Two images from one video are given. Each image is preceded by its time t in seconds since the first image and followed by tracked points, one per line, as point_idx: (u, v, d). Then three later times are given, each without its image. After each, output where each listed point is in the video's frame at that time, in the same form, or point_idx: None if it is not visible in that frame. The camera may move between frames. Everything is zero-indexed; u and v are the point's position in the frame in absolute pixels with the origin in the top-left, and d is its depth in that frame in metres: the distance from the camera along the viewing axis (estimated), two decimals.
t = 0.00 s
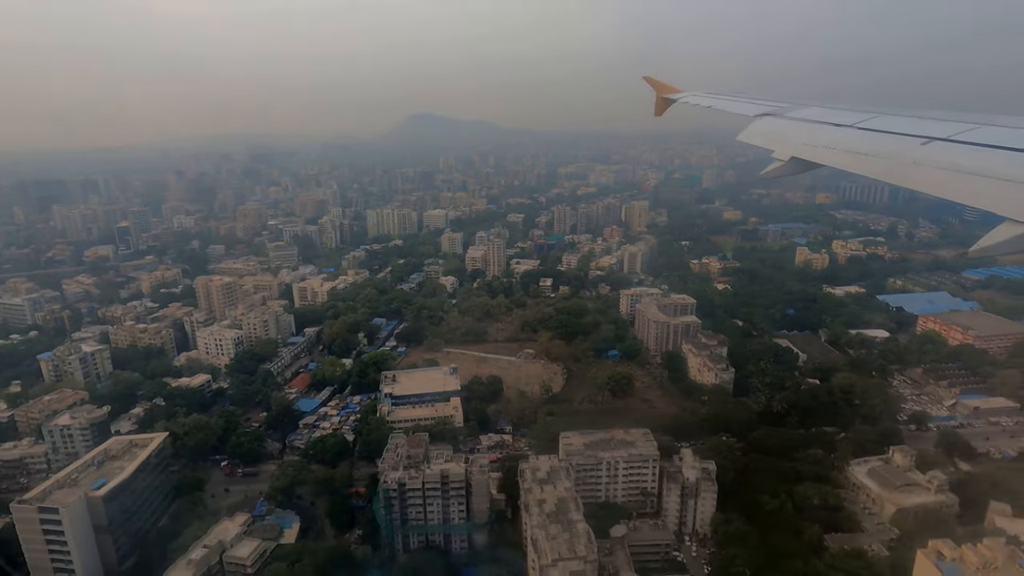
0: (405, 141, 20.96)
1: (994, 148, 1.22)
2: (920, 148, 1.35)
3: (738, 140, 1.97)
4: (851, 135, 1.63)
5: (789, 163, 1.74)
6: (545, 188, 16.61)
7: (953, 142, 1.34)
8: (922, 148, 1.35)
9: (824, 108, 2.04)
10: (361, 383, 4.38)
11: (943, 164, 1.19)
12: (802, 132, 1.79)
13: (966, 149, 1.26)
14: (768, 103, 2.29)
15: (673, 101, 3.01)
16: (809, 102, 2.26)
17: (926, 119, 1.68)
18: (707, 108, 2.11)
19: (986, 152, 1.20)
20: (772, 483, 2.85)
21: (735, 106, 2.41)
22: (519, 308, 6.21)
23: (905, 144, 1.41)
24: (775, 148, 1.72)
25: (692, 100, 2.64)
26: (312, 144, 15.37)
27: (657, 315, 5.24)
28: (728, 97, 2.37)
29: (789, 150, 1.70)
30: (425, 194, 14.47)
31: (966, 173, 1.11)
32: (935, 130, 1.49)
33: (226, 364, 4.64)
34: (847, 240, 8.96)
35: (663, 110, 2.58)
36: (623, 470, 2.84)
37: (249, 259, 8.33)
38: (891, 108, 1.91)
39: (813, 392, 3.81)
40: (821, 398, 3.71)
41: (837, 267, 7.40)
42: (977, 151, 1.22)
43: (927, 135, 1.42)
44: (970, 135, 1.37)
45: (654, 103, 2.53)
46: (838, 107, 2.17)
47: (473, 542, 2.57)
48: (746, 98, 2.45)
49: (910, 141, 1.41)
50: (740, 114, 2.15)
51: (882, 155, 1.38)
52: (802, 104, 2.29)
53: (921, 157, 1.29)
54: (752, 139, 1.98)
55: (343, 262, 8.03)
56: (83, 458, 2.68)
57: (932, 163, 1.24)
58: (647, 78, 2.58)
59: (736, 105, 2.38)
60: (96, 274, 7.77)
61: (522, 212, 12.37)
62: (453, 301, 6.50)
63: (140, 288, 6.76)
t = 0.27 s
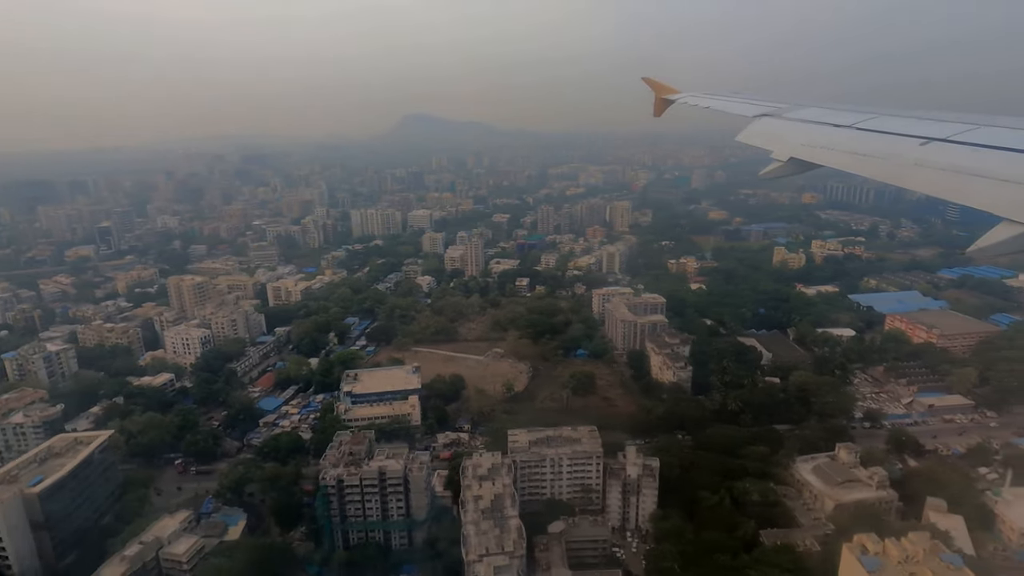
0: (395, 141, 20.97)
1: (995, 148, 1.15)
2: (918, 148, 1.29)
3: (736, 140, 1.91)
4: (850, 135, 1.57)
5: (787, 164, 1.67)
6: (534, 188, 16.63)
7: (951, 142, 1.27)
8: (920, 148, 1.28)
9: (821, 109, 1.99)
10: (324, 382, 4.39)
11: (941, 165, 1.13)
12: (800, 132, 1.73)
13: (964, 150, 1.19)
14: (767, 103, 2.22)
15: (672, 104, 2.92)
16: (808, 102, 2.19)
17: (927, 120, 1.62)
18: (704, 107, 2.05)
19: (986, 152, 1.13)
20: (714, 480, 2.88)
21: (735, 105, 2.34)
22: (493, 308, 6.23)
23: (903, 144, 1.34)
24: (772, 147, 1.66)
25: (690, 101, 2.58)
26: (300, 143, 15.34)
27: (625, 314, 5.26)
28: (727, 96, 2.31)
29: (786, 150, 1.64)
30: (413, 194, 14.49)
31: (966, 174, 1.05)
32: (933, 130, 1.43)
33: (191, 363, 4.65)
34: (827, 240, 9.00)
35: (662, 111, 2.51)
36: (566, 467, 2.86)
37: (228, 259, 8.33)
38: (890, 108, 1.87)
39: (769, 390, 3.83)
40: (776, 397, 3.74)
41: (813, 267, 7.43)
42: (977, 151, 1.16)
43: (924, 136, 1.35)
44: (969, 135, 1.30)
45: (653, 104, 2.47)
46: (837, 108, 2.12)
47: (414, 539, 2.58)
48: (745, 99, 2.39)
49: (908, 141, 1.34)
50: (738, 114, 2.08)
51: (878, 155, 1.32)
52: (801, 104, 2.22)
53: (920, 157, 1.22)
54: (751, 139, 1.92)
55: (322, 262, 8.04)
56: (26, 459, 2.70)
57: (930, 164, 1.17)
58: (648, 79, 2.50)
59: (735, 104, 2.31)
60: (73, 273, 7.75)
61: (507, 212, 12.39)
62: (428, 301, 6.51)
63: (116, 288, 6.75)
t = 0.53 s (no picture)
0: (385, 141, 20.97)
1: (993, 148, 1.12)
2: (914, 147, 1.24)
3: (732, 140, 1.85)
4: (849, 134, 1.52)
5: (784, 164, 1.62)
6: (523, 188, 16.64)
7: (949, 142, 1.23)
8: (919, 148, 1.24)
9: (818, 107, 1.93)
10: (287, 380, 4.40)
11: (936, 164, 1.09)
12: (798, 131, 1.67)
13: (961, 149, 1.16)
14: (765, 103, 2.17)
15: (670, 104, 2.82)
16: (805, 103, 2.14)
17: (927, 120, 1.57)
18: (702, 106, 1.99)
19: (985, 152, 1.10)
20: (657, 476, 2.90)
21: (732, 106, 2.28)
22: (467, 307, 6.24)
23: (900, 143, 1.30)
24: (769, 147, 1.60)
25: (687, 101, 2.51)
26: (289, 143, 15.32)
27: (594, 313, 5.28)
28: (724, 96, 2.25)
29: (784, 149, 1.58)
30: (400, 194, 14.49)
31: (964, 173, 1.01)
32: (931, 130, 1.39)
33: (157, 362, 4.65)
34: (807, 240, 9.03)
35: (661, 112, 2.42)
36: (511, 463, 2.87)
37: (207, 259, 8.31)
38: (890, 108, 1.83)
39: (726, 387, 3.86)
40: (732, 394, 3.76)
41: (789, 266, 7.46)
42: (975, 150, 1.12)
43: (922, 135, 1.31)
44: (967, 135, 1.26)
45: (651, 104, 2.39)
46: (836, 107, 2.07)
47: (354, 535, 2.60)
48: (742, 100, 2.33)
49: (907, 141, 1.30)
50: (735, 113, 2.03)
51: (874, 154, 1.28)
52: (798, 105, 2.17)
53: (916, 156, 1.18)
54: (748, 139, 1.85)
55: (301, 262, 8.04)
56: None
57: (926, 163, 1.14)
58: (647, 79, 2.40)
59: (731, 105, 2.25)
60: (51, 273, 7.73)
61: (493, 212, 12.40)
62: (402, 300, 6.51)
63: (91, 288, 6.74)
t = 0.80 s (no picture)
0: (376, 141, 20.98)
1: (991, 148, 1.13)
2: (913, 147, 1.25)
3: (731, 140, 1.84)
4: (846, 135, 1.52)
5: (783, 163, 1.61)
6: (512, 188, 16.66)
7: (946, 142, 1.24)
8: (917, 148, 1.25)
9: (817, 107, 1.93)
10: (250, 379, 4.42)
11: (933, 164, 1.10)
12: (797, 131, 1.66)
13: (958, 150, 1.17)
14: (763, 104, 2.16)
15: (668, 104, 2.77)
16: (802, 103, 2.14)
17: (922, 121, 1.58)
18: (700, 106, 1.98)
19: (981, 153, 1.11)
20: (601, 474, 2.93)
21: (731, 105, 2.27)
22: (440, 307, 6.25)
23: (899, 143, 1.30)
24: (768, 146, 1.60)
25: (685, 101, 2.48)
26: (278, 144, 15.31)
27: (562, 312, 5.30)
28: (722, 96, 2.24)
29: (782, 150, 1.57)
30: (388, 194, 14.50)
31: (961, 173, 1.02)
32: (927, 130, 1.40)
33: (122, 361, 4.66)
34: (787, 240, 9.07)
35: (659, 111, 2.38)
36: (456, 461, 2.89)
37: (186, 259, 8.31)
38: (888, 109, 1.83)
39: (683, 385, 3.88)
40: (688, 393, 3.79)
41: (765, 266, 7.49)
42: (971, 151, 1.13)
43: (921, 135, 1.32)
44: (964, 136, 1.27)
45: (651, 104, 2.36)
46: (833, 107, 2.06)
47: (295, 532, 2.63)
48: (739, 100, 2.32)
49: (905, 141, 1.31)
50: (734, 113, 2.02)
51: (873, 153, 1.28)
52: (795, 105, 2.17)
53: (915, 156, 1.19)
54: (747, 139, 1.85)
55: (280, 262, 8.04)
56: None
57: (922, 163, 1.14)
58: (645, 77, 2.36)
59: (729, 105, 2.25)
60: (29, 272, 7.73)
61: (478, 213, 12.42)
62: (377, 300, 6.52)
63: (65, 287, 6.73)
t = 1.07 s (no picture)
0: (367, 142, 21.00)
1: (990, 148, 1.09)
2: (910, 148, 1.21)
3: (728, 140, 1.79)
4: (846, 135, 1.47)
5: (782, 164, 1.56)
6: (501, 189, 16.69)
7: (945, 143, 1.20)
8: (917, 148, 1.21)
9: (818, 106, 1.89)
10: (215, 379, 4.44)
11: (932, 164, 1.06)
12: (797, 131, 1.61)
13: (957, 150, 1.12)
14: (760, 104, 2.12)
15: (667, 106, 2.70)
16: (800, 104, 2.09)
17: (921, 122, 1.53)
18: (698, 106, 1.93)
19: (981, 153, 1.06)
20: (546, 472, 2.94)
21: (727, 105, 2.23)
22: (414, 306, 6.27)
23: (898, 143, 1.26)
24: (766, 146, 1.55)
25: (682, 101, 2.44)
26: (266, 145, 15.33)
27: (532, 312, 5.31)
28: (721, 96, 2.20)
29: (781, 150, 1.52)
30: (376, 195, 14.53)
31: (961, 173, 0.98)
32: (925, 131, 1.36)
33: (88, 360, 4.67)
34: (768, 240, 9.10)
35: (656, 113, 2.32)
36: (403, 458, 2.91)
37: (166, 259, 8.33)
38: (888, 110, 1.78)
39: (642, 385, 3.90)
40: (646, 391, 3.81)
41: (742, 266, 7.52)
42: (969, 151, 1.09)
43: (920, 136, 1.27)
44: (964, 137, 1.23)
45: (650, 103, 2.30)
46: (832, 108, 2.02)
47: (235, 528, 2.68)
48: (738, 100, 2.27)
49: (903, 141, 1.26)
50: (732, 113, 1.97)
51: (872, 153, 1.23)
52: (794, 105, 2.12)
53: (915, 156, 1.14)
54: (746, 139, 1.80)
55: (260, 262, 8.06)
56: None
57: (920, 163, 1.10)
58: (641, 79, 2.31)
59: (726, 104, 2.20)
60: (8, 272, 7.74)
61: (464, 213, 12.45)
62: (352, 300, 6.53)
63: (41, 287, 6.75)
